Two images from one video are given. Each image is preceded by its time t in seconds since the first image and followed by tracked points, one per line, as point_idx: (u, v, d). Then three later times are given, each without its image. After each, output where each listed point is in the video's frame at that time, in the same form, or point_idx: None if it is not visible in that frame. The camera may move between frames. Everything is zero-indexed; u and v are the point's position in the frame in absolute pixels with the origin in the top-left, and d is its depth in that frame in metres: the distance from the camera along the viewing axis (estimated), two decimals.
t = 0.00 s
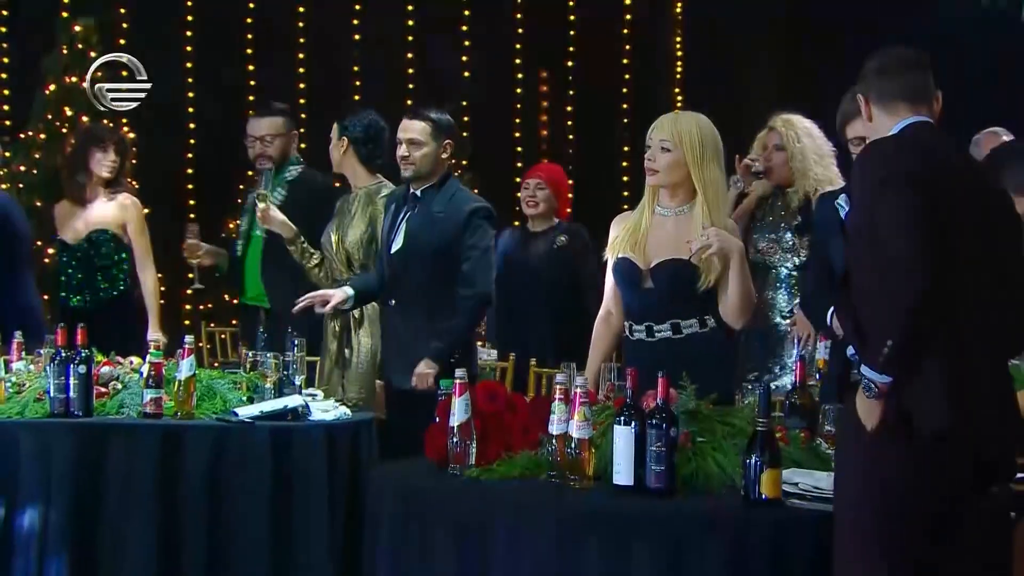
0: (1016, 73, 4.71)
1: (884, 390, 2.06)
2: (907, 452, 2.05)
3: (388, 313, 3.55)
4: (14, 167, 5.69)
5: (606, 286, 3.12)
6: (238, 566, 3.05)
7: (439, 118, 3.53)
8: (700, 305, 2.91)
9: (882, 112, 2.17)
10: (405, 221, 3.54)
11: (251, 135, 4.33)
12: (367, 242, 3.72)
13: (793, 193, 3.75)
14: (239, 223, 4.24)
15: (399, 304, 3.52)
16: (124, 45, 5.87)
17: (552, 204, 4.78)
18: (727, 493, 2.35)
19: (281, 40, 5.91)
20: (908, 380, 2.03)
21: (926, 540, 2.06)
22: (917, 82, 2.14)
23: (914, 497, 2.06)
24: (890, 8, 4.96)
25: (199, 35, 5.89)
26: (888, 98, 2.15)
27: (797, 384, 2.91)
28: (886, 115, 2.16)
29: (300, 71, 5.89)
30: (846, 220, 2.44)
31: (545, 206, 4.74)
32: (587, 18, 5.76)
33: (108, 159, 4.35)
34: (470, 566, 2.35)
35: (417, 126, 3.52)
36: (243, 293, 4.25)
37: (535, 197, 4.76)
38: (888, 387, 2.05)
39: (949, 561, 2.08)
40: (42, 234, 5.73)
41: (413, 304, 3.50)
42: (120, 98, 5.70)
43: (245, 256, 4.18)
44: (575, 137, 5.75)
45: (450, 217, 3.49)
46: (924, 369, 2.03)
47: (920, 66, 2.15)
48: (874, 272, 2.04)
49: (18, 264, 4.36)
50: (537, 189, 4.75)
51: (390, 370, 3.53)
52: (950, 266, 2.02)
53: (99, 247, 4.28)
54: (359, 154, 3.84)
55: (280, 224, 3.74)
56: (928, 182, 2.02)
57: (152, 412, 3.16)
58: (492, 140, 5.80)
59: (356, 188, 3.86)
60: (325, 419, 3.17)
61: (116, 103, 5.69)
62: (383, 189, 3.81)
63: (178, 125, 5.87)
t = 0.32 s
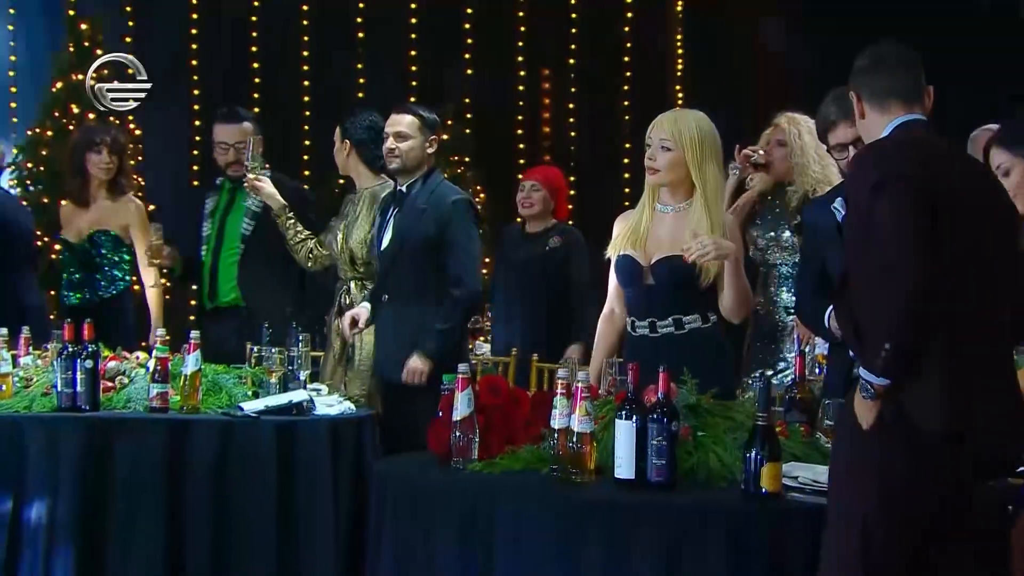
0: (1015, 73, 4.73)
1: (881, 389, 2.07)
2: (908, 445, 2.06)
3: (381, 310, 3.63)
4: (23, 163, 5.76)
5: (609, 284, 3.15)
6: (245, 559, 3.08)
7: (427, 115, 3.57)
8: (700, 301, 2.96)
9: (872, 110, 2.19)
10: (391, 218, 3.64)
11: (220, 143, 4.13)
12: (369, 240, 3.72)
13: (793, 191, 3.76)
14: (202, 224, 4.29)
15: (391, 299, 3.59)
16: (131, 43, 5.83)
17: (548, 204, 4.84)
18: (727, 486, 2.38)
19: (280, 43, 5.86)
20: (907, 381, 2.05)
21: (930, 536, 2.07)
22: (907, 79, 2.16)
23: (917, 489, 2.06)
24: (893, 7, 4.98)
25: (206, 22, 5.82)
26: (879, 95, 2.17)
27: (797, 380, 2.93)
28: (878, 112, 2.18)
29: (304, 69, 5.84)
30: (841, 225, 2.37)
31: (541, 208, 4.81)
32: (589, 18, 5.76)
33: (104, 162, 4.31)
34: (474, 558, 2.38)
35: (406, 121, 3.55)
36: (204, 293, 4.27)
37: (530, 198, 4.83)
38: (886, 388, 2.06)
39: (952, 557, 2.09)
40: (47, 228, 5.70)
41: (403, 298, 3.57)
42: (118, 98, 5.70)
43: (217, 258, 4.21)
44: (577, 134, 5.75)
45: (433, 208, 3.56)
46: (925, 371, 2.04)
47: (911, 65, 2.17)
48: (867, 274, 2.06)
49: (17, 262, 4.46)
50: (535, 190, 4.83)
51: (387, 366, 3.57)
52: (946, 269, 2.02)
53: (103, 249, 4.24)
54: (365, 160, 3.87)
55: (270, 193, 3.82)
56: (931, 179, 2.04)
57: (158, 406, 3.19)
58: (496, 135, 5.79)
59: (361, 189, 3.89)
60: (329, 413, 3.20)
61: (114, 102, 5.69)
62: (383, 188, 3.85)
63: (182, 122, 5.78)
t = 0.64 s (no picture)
0: None
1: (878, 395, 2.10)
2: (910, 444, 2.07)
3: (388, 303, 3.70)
4: (37, 160, 5.76)
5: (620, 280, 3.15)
6: (257, 554, 3.11)
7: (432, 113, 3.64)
8: (711, 297, 2.98)
9: (882, 102, 2.20)
10: (397, 213, 3.71)
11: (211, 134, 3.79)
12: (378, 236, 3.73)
13: (794, 188, 3.78)
14: (170, 210, 3.96)
15: (400, 293, 3.68)
16: (144, 44, 5.84)
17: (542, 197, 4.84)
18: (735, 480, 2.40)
19: (291, 40, 5.87)
20: (904, 388, 2.06)
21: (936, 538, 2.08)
22: (919, 71, 2.17)
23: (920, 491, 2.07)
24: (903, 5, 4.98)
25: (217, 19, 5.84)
26: (890, 89, 2.18)
27: (806, 374, 2.94)
28: (887, 107, 2.19)
29: (315, 66, 5.85)
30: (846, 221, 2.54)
31: (534, 200, 4.81)
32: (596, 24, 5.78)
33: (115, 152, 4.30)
34: (485, 560, 2.41)
35: (412, 118, 3.63)
36: (178, 282, 3.96)
37: (525, 189, 4.83)
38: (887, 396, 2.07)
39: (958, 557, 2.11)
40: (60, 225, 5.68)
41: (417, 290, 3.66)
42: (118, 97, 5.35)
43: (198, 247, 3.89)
44: (587, 130, 5.74)
45: (438, 198, 3.66)
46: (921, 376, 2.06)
47: (924, 61, 2.17)
48: (865, 277, 2.07)
49: (23, 262, 4.57)
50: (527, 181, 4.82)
51: (401, 361, 3.65)
52: (949, 269, 2.04)
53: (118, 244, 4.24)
54: (372, 156, 3.87)
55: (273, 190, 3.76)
56: (939, 181, 2.05)
57: (171, 401, 3.23)
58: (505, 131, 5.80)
59: (370, 186, 3.89)
60: (341, 409, 3.25)
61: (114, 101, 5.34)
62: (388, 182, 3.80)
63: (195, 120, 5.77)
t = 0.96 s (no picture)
0: None
1: (898, 397, 2.10)
2: (927, 443, 2.08)
3: (417, 297, 3.74)
4: (60, 158, 5.73)
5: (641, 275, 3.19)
6: (277, 549, 3.13)
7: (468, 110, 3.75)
8: (729, 294, 3.00)
9: (889, 94, 2.18)
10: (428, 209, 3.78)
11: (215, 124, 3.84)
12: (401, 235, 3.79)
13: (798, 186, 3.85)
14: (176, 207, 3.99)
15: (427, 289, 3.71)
16: (166, 42, 5.79)
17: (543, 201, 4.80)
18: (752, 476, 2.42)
19: (310, 40, 5.83)
20: (923, 387, 2.07)
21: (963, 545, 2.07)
22: (936, 70, 2.15)
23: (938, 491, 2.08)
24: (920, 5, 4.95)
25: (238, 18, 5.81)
26: (896, 82, 2.15)
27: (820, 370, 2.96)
28: (893, 101, 2.17)
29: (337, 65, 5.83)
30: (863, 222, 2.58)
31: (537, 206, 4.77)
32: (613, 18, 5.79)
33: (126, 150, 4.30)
34: (501, 560, 2.44)
35: (448, 114, 3.72)
36: (192, 282, 3.98)
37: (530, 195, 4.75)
38: (904, 395, 2.09)
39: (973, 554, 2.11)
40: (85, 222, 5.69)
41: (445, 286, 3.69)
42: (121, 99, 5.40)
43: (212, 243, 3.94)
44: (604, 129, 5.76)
45: (465, 189, 3.71)
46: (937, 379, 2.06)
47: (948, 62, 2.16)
48: (876, 281, 2.09)
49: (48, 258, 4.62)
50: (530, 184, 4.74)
51: (431, 357, 3.69)
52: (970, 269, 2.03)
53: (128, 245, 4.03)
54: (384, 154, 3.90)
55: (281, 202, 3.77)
56: (945, 191, 2.03)
57: (192, 396, 3.26)
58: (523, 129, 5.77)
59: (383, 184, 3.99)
60: (360, 405, 3.29)
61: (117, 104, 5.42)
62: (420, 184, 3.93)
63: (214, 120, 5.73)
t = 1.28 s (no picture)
0: None
1: (937, 403, 2.05)
2: (956, 443, 2.07)
3: (450, 296, 3.79)
4: (89, 158, 5.81)
5: (664, 272, 3.20)
6: (304, 546, 3.16)
7: (509, 113, 3.76)
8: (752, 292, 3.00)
9: (910, 93, 2.17)
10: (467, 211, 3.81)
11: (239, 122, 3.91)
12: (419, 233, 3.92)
13: (813, 188, 3.86)
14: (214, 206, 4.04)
15: (460, 286, 3.76)
16: (193, 42, 5.84)
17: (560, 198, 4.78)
18: (773, 473, 2.43)
19: (338, 42, 5.88)
20: (958, 394, 2.05)
21: (991, 548, 2.05)
22: (954, 70, 2.14)
23: (971, 495, 2.06)
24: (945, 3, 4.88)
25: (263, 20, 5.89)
26: (918, 82, 2.14)
27: (841, 368, 2.99)
28: (913, 101, 2.16)
29: (360, 64, 5.86)
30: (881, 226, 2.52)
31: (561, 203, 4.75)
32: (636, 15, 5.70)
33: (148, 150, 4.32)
34: (526, 559, 2.46)
35: (490, 116, 3.73)
36: (239, 278, 3.97)
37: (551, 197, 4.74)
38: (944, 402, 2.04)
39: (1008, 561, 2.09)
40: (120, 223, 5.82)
41: (475, 284, 3.73)
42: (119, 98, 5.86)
43: (258, 239, 3.99)
44: (626, 130, 5.69)
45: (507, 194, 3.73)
46: (972, 386, 2.05)
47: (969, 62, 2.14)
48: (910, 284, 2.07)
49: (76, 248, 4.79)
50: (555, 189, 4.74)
51: (458, 354, 3.76)
52: (998, 267, 2.03)
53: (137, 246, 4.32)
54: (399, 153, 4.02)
55: (293, 208, 3.96)
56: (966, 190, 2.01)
57: (218, 393, 3.30)
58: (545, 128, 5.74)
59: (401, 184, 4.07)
60: (385, 401, 3.30)
61: (115, 103, 5.85)
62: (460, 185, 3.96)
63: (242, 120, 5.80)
